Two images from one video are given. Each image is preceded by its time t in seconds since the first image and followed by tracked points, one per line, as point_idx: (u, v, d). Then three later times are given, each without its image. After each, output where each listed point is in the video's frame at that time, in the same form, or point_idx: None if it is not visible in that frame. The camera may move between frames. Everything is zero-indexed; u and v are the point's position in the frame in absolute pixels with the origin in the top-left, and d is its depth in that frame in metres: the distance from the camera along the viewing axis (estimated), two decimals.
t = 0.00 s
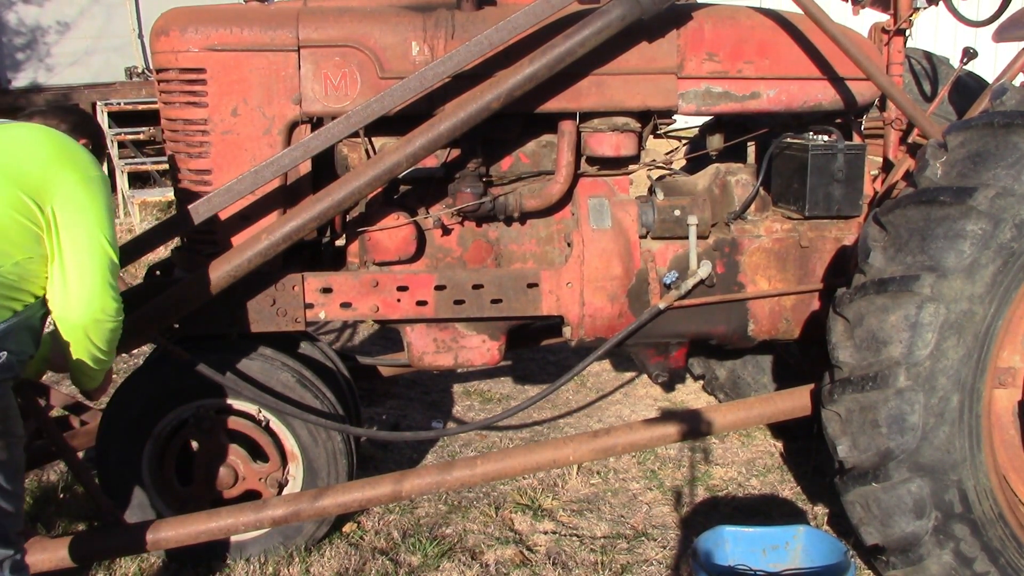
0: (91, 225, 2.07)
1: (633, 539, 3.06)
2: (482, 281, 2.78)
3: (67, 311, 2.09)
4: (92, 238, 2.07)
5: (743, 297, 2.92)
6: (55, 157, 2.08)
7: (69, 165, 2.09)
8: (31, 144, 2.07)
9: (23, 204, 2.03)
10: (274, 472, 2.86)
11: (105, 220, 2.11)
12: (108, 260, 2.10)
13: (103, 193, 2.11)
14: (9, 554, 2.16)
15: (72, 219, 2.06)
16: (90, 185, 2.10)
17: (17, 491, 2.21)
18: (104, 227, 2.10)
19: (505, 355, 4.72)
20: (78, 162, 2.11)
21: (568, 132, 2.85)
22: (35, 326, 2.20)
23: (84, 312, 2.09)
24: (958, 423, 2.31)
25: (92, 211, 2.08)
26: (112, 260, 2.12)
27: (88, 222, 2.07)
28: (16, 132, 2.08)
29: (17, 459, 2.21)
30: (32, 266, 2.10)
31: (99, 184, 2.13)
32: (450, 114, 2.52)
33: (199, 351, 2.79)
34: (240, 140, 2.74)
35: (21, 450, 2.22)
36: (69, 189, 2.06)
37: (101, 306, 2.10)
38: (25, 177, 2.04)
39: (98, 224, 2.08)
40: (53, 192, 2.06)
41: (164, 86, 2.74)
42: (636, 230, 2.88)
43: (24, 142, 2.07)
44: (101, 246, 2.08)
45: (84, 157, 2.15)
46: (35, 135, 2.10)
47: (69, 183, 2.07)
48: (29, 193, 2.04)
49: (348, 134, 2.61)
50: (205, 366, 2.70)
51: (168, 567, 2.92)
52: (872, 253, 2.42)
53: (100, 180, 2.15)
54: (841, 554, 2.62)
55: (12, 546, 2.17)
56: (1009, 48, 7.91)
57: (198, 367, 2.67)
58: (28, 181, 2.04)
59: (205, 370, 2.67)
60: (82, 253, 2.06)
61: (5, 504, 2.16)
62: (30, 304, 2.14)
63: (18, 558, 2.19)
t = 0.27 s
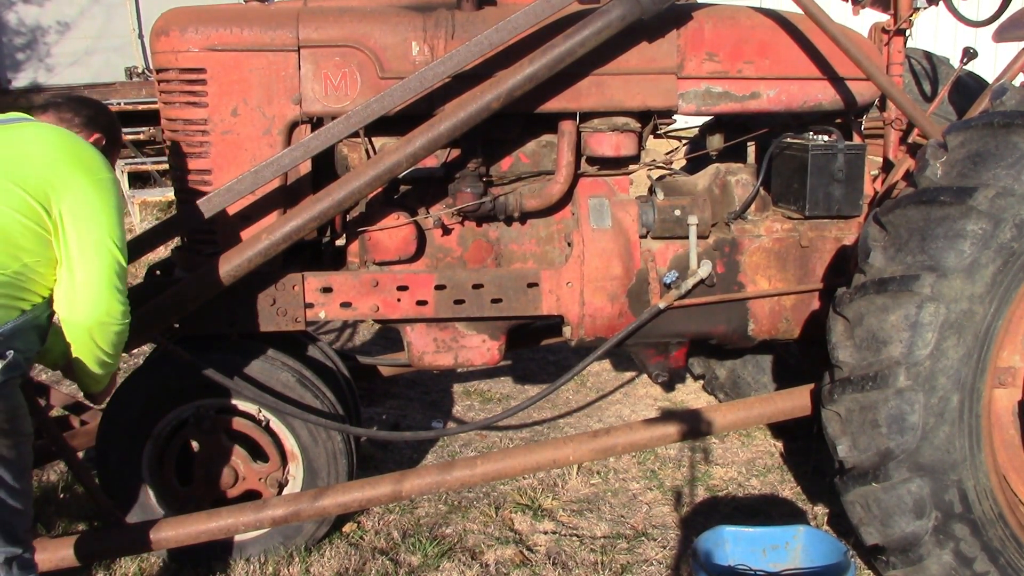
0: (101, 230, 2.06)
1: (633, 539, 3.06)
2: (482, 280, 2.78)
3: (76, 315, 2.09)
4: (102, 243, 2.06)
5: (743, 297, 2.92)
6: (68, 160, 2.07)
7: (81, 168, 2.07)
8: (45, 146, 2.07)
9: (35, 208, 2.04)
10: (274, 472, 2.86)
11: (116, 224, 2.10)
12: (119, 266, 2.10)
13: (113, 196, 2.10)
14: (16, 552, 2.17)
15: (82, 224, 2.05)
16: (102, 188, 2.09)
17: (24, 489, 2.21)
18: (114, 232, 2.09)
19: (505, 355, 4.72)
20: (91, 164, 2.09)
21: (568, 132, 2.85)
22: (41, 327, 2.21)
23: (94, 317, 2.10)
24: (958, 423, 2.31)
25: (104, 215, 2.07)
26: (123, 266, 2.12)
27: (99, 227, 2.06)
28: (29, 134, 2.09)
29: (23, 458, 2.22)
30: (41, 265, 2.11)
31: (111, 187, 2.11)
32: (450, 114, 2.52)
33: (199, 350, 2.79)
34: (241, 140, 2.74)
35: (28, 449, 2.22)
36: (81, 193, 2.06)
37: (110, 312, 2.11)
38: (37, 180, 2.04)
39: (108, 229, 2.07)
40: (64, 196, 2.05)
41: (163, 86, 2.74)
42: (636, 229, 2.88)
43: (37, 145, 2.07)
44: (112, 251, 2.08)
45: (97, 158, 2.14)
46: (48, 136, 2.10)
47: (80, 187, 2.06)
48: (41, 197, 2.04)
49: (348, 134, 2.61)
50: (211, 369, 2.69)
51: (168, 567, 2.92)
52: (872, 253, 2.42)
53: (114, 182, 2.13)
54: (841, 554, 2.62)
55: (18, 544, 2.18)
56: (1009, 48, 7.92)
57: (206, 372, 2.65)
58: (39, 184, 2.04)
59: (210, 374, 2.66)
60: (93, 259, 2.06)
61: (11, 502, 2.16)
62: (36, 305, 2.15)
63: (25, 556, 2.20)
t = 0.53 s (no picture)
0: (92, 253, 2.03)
1: (633, 539, 3.06)
2: (482, 280, 2.78)
3: (53, 338, 2.03)
4: (91, 266, 2.02)
5: (743, 297, 2.92)
6: (75, 180, 2.06)
7: (85, 189, 2.06)
8: (55, 164, 2.08)
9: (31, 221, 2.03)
10: (274, 472, 2.86)
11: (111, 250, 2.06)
12: (107, 294, 2.05)
13: (117, 223, 2.07)
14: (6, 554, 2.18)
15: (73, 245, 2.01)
16: (104, 212, 2.06)
17: (15, 493, 2.23)
18: (106, 258, 2.05)
19: (505, 355, 4.72)
20: (98, 188, 2.08)
21: (569, 132, 2.85)
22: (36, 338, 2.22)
23: (71, 341, 2.03)
24: (958, 423, 2.31)
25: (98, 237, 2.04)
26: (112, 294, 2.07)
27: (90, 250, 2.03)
28: (45, 151, 2.10)
29: (15, 461, 2.23)
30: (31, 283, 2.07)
31: (116, 213, 2.09)
32: (451, 114, 2.52)
33: (199, 351, 2.79)
34: (241, 140, 2.74)
35: (20, 453, 2.23)
36: (80, 213, 2.04)
37: (89, 338, 2.05)
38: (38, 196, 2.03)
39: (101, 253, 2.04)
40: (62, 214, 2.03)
41: (163, 86, 2.74)
42: (636, 230, 2.88)
43: (48, 162, 2.08)
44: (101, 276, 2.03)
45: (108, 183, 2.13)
46: (65, 156, 2.11)
47: (80, 206, 2.04)
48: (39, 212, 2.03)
49: (348, 134, 2.61)
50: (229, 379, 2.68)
51: (168, 567, 2.92)
52: (872, 253, 2.42)
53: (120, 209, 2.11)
54: (841, 554, 2.62)
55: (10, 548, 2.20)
56: (1009, 48, 7.92)
57: (225, 382, 2.64)
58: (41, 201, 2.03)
59: (228, 384, 2.65)
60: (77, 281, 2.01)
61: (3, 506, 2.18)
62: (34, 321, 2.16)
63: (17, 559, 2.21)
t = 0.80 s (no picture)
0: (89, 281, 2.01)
1: (633, 539, 3.06)
2: (482, 280, 2.78)
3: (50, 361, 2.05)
4: (88, 295, 2.01)
5: (743, 297, 2.92)
6: (83, 204, 2.05)
7: (92, 214, 2.04)
8: (68, 185, 2.07)
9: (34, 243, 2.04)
10: (274, 472, 2.86)
11: (112, 280, 2.03)
12: (106, 323, 2.04)
13: (124, 250, 2.05)
14: None
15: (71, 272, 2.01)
16: (109, 239, 2.04)
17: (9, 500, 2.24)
18: (105, 287, 2.02)
19: (505, 355, 4.72)
20: (107, 212, 2.06)
21: (569, 132, 2.85)
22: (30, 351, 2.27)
23: (65, 366, 2.04)
24: (958, 423, 2.31)
25: (98, 266, 2.02)
26: (112, 322, 2.05)
27: (87, 278, 2.01)
28: (62, 170, 2.09)
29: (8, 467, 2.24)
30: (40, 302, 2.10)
31: (125, 239, 2.07)
32: (451, 114, 2.52)
33: (199, 350, 2.79)
34: (241, 140, 2.74)
35: (15, 460, 2.25)
36: (83, 239, 2.02)
37: (85, 365, 2.05)
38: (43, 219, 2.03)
39: (99, 282, 2.02)
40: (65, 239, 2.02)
41: (163, 86, 2.74)
42: (636, 230, 2.88)
43: (60, 182, 2.07)
44: (98, 305, 2.02)
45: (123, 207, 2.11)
46: (82, 176, 2.09)
47: (85, 233, 2.02)
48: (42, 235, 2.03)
49: (348, 134, 2.61)
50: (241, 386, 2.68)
51: (168, 567, 2.92)
52: (872, 253, 2.42)
53: (130, 235, 2.09)
54: (841, 554, 2.62)
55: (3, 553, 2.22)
56: (1009, 48, 7.92)
57: (239, 390, 2.65)
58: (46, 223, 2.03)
59: (246, 393, 2.65)
60: (71, 309, 2.01)
61: None
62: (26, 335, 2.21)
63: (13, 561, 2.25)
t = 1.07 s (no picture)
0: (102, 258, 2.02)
1: (633, 539, 3.06)
2: (482, 280, 2.78)
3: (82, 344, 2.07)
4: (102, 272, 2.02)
5: (743, 297, 2.92)
6: (81, 183, 2.06)
7: (91, 192, 2.05)
8: (64, 168, 2.08)
9: (41, 229, 2.06)
10: (274, 472, 2.86)
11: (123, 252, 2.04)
12: (129, 299, 2.04)
13: (131, 223, 2.05)
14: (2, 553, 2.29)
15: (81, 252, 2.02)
16: (113, 214, 2.05)
17: (16, 495, 2.32)
18: (119, 261, 2.03)
19: (505, 355, 4.72)
20: (106, 189, 2.07)
21: (568, 132, 2.85)
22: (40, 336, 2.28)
23: (99, 346, 2.06)
24: (959, 423, 2.31)
25: (107, 241, 2.02)
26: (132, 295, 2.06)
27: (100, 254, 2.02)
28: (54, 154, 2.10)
29: (16, 462, 2.32)
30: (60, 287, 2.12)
31: (128, 213, 2.07)
32: (450, 114, 2.52)
33: (199, 350, 2.79)
34: (241, 140, 2.74)
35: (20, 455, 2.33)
36: (88, 218, 2.04)
37: (116, 341, 2.06)
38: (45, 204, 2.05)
39: (112, 257, 2.02)
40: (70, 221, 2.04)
41: (163, 86, 2.74)
42: (636, 229, 2.88)
43: (55, 166, 2.08)
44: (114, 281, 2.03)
45: (120, 182, 2.12)
46: (77, 160, 2.10)
47: (92, 214, 2.04)
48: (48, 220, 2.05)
49: (348, 134, 2.61)
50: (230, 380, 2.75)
51: (168, 567, 2.92)
52: (872, 253, 2.42)
53: (133, 207, 2.09)
54: (842, 554, 2.62)
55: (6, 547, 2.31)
56: (1009, 48, 7.92)
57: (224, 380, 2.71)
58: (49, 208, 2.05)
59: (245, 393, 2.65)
60: (91, 288, 2.01)
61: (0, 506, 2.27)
62: (34, 320, 2.21)
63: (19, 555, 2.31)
